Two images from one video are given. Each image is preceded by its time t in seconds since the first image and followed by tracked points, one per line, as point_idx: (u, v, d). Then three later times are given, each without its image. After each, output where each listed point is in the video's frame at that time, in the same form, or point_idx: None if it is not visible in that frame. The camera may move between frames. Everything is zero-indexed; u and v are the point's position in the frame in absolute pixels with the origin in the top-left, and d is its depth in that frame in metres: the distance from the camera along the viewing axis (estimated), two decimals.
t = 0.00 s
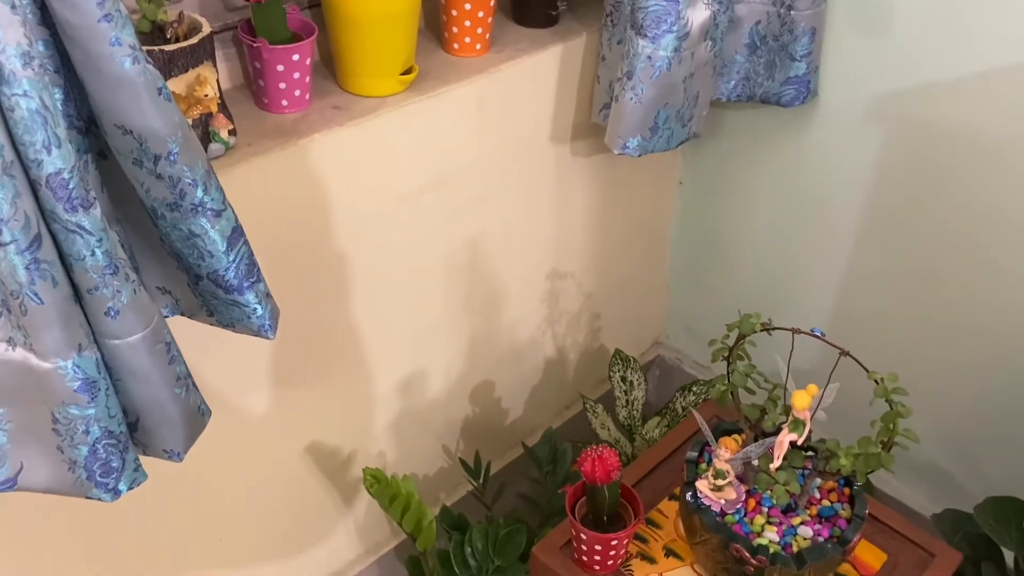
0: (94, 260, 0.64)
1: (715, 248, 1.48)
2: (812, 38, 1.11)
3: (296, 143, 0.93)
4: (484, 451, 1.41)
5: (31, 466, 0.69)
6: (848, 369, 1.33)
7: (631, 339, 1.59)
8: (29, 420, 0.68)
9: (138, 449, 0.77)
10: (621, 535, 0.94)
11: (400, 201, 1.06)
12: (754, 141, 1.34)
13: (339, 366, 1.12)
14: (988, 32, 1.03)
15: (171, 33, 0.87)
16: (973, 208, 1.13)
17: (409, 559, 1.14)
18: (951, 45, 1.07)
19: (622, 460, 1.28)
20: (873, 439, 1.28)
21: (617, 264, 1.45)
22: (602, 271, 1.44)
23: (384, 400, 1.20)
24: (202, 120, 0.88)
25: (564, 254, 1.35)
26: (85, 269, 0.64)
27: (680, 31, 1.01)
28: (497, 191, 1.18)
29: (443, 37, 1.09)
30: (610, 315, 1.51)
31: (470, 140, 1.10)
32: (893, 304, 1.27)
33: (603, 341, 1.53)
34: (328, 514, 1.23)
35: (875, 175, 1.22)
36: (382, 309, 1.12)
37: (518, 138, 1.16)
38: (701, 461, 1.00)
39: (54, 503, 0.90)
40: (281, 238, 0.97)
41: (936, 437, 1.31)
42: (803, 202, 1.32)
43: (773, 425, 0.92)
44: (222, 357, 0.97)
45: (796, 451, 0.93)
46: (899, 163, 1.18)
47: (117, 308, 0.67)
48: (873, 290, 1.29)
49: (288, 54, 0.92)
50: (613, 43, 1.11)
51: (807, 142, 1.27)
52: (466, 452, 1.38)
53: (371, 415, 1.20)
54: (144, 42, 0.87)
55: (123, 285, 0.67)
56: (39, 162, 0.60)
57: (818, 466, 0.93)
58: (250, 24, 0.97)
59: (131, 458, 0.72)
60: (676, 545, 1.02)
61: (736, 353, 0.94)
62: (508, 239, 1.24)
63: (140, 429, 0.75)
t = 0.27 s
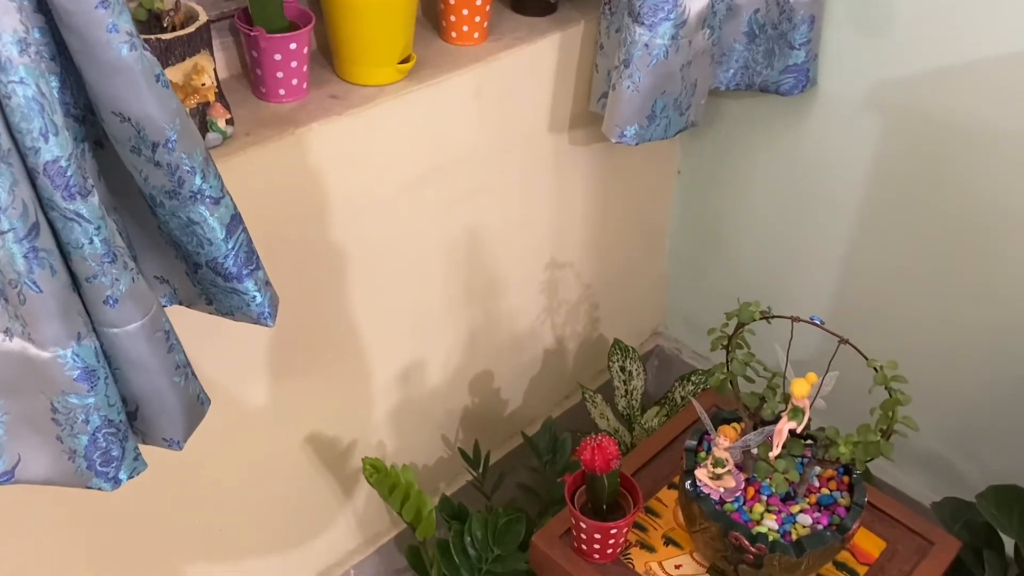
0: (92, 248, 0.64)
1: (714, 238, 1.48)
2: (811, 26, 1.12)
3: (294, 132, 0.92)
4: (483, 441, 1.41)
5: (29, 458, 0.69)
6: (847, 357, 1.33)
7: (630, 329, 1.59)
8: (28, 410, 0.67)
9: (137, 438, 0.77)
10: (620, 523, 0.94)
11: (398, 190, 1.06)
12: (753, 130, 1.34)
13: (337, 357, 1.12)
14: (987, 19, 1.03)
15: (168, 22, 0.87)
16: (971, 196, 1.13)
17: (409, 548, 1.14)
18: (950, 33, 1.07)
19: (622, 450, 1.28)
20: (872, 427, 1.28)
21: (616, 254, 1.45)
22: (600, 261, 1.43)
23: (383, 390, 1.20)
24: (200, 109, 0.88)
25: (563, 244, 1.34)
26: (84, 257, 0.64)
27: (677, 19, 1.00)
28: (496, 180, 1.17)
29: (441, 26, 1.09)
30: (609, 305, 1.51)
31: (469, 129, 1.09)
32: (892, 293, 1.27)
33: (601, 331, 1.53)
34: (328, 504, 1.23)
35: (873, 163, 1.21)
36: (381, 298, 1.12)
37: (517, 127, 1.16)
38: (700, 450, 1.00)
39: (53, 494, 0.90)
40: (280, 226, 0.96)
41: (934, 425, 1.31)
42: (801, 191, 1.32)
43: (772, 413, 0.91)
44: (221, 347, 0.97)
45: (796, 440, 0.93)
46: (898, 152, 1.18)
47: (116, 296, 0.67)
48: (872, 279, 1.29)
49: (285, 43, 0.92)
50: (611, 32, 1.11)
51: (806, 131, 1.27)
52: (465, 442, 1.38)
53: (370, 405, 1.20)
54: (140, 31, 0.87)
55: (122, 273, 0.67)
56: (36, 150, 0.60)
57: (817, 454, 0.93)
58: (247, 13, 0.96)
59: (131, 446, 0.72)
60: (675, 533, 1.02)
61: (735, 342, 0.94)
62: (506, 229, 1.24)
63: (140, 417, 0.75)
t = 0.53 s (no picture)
0: (92, 239, 0.64)
1: (713, 228, 1.48)
2: (809, 15, 1.11)
3: (291, 122, 0.92)
4: (483, 431, 1.42)
5: (27, 455, 0.69)
6: (846, 345, 1.33)
7: (629, 319, 1.59)
8: (27, 405, 0.67)
9: (137, 429, 0.77)
10: (619, 512, 0.95)
11: (397, 181, 1.06)
12: (752, 120, 1.34)
13: (336, 347, 1.12)
14: (985, 7, 1.03)
15: (164, 11, 0.86)
16: (969, 185, 1.13)
17: (408, 538, 1.15)
18: (948, 21, 1.06)
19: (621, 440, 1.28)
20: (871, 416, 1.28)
21: (614, 244, 1.45)
22: (599, 252, 1.43)
23: (382, 380, 1.21)
24: (197, 99, 0.88)
25: (562, 235, 1.34)
26: (83, 248, 0.64)
27: (675, 8, 1.00)
28: (494, 170, 1.17)
29: (439, 15, 1.08)
30: (608, 296, 1.51)
31: (467, 119, 1.09)
32: (890, 282, 1.27)
33: (600, 321, 1.53)
34: (328, 494, 1.24)
35: (872, 153, 1.21)
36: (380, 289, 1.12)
37: (515, 117, 1.15)
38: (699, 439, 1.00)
39: (53, 485, 0.90)
40: (278, 216, 0.96)
41: (932, 414, 1.31)
42: (800, 181, 1.32)
43: (771, 402, 0.92)
44: (220, 338, 0.97)
45: (794, 428, 0.93)
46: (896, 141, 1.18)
47: (115, 286, 0.67)
48: (871, 268, 1.29)
49: (283, 32, 0.91)
50: (609, 21, 1.11)
51: (804, 121, 1.27)
52: (465, 432, 1.39)
53: (369, 396, 1.20)
54: (137, 21, 0.87)
55: (121, 263, 0.67)
56: (35, 140, 0.60)
57: (815, 443, 0.93)
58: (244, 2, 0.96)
59: (132, 437, 0.72)
60: (674, 522, 1.03)
61: (734, 331, 0.94)
62: (505, 219, 1.23)
63: (140, 408, 0.75)
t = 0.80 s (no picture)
0: (90, 229, 0.64)
1: (711, 217, 1.48)
2: (808, 3, 1.10)
3: (289, 112, 0.92)
4: (482, 421, 1.42)
5: (29, 442, 0.69)
6: (844, 333, 1.34)
7: (627, 309, 1.59)
8: (27, 394, 0.68)
9: (137, 419, 0.77)
10: (618, 500, 0.95)
11: (395, 171, 1.06)
12: (750, 109, 1.34)
13: (335, 338, 1.12)
14: None
15: (161, 0, 0.85)
16: (968, 174, 1.13)
17: (408, 527, 1.15)
18: (948, 8, 1.06)
19: (620, 429, 1.29)
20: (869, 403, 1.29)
21: (613, 234, 1.45)
22: (598, 241, 1.43)
23: (381, 370, 1.21)
24: (194, 89, 0.87)
25: (560, 224, 1.34)
26: (81, 238, 0.64)
27: None
28: (492, 160, 1.17)
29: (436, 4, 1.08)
30: (607, 285, 1.51)
31: (465, 109, 1.09)
32: (889, 271, 1.27)
33: (599, 311, 1.53)
34: (327, 484, 1.24)
35: (870, 142, 1.21)
36: (379, 279, 1.12)
37: (514, 106, 1.15)
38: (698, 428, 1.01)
39: (53, 475, 0.90)
40: (276, 206, 0.96)
41: (931, 402, 1.32)
42: (797, 170, 1.32)
43: (769, 391, 0.92)
44: (219, 328, 0.97)
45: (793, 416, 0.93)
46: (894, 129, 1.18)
47: (114, 276, 0.67)
48: (869, 257, 1.29)
49: (280, 21, 0.91)
50: (608, 10, 1.10)
51: (803, 110, 1.27)
52: (464, 422, 1.39)
53: (368, 386, 1.20)
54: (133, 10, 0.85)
55: (119, 254, 0.67)
56: (32, 129, 0.60)
57: (813, 431, 0.93)
58: None
59: (131, 427, 0.73)
60: (673, 510, 1.03)
61: (733, 319, 0.94)
62: (503, 209, 1.23)
63: (139, 398, 0.75)
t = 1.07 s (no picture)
0: (87, 217, 0.64)
1: (710, 207, 1.48)
2: None
3: (287, 100, 0.92)
4: (481, 410, 1.42)
5: (27, 431, 0.69)
6: (843, 321, 1.34)
7: (626, 299, 1.60)
8: (26, 382, 0.68)
9: (136, 408, 0.77)
10: (617, 488, 0.95)
11: (393, 160, 1.06)
12: (749, 97, 1.34)
13: (334, 328, 1.12)
14: None
15: None
16: (967, 162, 1.13)
17: (409, 516, 1.16)
18: None
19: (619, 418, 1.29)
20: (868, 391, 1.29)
21: (611, 224, 1.45)
22: (596, 231, 1.43)
23: (380, 360, 1.21)
24: (192, 77, 0.87)
25: (559, 214, 1.34)
26: (79, 226, 0.64)
27: None
28: (491, 149, 1.17)
29: None
30: (606, 275, 1.51)
31: (463, 97, 1.09)
32: (889, 259, 1.27)
33: (598, 301, 1.53)
34: (327, 473, 1.24)
35: (869, 131, 1.21)
36: (378, 268, 1.12)
37: (512, 95, 1.15)
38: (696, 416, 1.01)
39: (54, 465, 0.90)
40: (275, 195, 0.96)
41: (929, 390, 1.32)
42: (796, 158, 1.32)
43: (768, 378, 0.92)
44: (218, 317, 0.97)
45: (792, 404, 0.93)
46: (893, 117, 1.18)
47: (112, 265, 0.67)
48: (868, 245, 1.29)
49: (278, 9, 0.91)
50: None
51: (802, 98, 1.27)
52: (463, 411, 1.39)
53: (368, 375, 1.20)
54: None
55: (117, 242, 0.67)
56: (28, 117, 0.59)
57: (812, 418, 0.93)
58: None
59: (130, 416, 0.73)
60: (672, 498, 1.03)
61: (731, 307, 0.94)
62: (502, 198, 1.23)
63: (138, 387, 0.75)
